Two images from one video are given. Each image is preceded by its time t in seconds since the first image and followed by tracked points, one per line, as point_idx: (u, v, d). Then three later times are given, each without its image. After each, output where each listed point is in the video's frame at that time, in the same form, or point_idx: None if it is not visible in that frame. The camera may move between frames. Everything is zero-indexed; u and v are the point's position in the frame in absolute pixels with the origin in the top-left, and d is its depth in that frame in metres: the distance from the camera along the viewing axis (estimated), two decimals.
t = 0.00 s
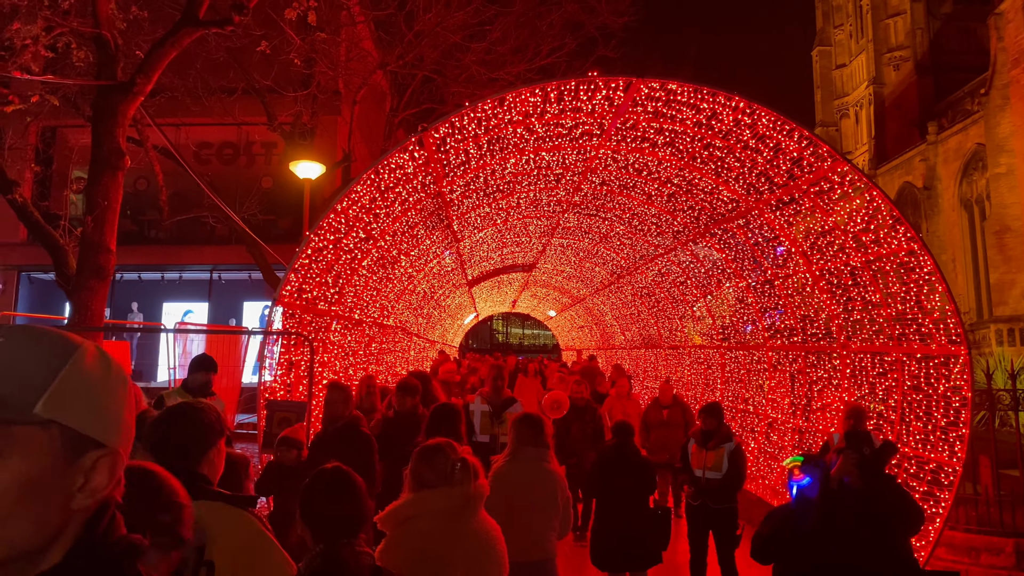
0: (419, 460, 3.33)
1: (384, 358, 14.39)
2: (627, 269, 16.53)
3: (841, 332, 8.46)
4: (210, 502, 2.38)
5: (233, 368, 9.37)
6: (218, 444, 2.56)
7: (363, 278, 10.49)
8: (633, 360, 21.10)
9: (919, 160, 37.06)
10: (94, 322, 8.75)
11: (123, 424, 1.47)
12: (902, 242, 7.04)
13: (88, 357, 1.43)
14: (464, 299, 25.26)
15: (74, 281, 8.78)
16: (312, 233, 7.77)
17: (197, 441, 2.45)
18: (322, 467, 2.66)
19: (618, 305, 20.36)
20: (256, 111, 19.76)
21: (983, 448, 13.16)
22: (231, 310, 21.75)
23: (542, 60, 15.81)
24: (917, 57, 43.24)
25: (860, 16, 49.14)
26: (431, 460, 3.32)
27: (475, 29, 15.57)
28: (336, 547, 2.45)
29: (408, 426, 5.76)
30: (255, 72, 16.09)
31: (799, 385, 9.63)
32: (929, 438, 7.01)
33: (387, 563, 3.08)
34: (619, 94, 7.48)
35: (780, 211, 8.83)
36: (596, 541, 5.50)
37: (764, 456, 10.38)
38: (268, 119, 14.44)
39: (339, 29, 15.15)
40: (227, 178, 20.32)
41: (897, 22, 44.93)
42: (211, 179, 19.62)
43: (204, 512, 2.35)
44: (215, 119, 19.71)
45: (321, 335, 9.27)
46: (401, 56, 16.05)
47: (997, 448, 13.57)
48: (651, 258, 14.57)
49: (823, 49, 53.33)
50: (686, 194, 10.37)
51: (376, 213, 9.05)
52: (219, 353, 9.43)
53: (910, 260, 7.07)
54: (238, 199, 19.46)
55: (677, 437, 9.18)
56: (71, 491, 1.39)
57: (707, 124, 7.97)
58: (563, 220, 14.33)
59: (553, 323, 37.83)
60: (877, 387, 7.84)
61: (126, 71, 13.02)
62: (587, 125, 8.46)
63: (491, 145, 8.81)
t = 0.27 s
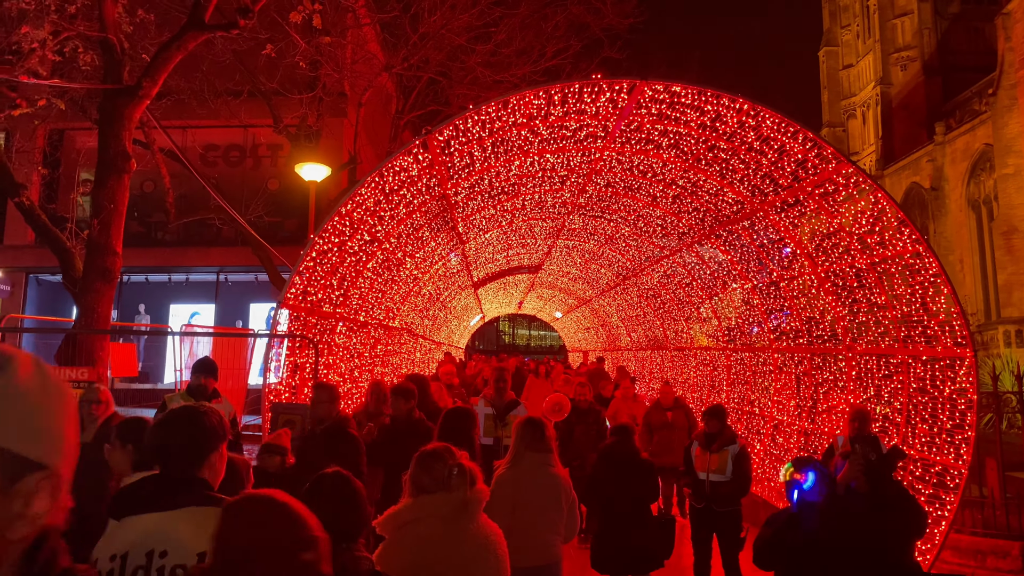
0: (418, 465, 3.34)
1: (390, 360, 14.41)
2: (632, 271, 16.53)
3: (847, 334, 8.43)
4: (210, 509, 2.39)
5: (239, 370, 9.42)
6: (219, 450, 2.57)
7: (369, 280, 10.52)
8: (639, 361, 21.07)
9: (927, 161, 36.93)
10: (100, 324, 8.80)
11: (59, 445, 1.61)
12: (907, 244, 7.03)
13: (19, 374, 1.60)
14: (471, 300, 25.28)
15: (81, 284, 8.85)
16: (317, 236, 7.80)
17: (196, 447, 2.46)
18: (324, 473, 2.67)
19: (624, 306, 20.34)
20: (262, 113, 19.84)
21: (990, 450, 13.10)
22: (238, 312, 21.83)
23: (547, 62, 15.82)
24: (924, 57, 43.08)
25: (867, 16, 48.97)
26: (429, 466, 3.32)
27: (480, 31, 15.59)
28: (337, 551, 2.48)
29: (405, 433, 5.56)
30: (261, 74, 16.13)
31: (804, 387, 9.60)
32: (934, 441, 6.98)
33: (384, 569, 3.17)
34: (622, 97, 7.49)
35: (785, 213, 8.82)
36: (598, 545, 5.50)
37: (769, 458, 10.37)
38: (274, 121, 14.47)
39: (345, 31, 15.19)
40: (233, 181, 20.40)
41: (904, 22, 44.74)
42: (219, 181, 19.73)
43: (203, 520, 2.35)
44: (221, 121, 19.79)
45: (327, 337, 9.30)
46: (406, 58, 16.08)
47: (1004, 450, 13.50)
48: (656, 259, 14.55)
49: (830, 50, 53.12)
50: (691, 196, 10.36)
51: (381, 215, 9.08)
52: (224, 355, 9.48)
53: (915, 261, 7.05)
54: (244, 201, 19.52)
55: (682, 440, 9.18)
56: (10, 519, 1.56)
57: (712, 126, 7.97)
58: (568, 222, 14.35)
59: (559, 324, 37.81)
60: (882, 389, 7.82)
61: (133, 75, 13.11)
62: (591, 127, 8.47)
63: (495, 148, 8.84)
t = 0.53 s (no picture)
0: (418, 467, 3.30)
1: (394, 361, 14.42)
2: (637, 272, 16.51)
3: (852, 336, 8.39)
4: (209, 515, 2.38)
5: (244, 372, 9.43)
6: (219, 453, 2.56)
7: (373, 281, 10.51)
8: (644, 363, 21.03)
9: (933, 162, 36.81)
10: (104, 326, 8.82)
11: None
12: (913, 245, 6.99)
13: None
14: (475, 301, 25.27)
15: (85, 285, 8.88)
16: (321, 238, 7.80)
17: (194, 452, 2.44)
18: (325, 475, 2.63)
19: (629, 307, 20.31)
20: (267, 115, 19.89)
21: (997, 453, 13.03)
22: (242, 313, 21.87)
23: (551, 63, 15.81)
24: (930, 58, 42.93)
25: (872, 17, 48.82)
26: (430, 468, 3.29)
27: (484, 32, 15.59)
28: (335, 556, 2.50)
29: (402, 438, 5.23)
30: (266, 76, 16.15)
31: (809, 389, 9.57)
32: (939, 443, 6.95)
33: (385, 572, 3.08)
34: (626, 98, 7.47)
35: (790, 215, 8.80)
36: (600, 548, 5.47)
37: (774, 460, 10.33)
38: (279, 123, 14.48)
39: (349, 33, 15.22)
40: (238, 182, 20.44)
41: (909, 23, 44.60)
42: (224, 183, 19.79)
43: (202, 527, 2.35)
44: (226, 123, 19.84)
45: (331, 339, 9.30)
46: (410, 59, 16.08)
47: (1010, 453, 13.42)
48: (661, 261, 14.53)
49: (835, 50, 52.95)
50: (695, 197, 10.32)
51: (385, 217, 9.08)
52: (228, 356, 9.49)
53: (921, 263, 7.02)
54: (249, 202, 19.56)
55: (686, 442, 9.16)
56: None
57: (716, 127, 7.94)
58: (572, 223, 14.32)
59: (563, 326, 37.78)
60: (887, 391, 7.78)
61: (138, 77, 13.15)
62: (595, 128, 8.46)
63: (499, 149, 8.83)
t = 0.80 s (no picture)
0: (420, 465, 3.32)
1: (398, 361, 14.41)
2: (641, 271, 16.48)
3: (857, 335, 8.35)
4: (208, 514, 2.36)
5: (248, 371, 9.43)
6: (221, 452, 2.55)
7: (377, 281, 10.50)
8: (648, 363, 20.98)
9: (938, 161, 36.71)
10: (108, 326, 8.83)
11: None
12: (919, 244, 6.94)
13: None
14: (479, 301, 25.25)
15: (89, 285, 8.91)
16: (324, 237, 7.78)
17: (195, 451, 2.42)
18: (329, 473, 2.61)
19: (633, 307, 20.27)
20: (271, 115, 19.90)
21: (1004, 453, 12.95)
22: (247, 313, 21.90)
23: (555, 62, 15.78)
24: (935, 57, 42.79)
25: (876, 16, 48.68)
26: (435, 463, 3.31)
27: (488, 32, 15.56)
28: (340, 555, 2.47)
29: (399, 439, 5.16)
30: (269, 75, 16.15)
31: (815, 388, 9.52)
32: (947, 443, 6.89)
33: (397, 574, 3.06)
34: (631, 96, 7.44)
35: (795, 213, 8.76)
36: (610, 548, 5.43)
37: (779, 460, 10.29)
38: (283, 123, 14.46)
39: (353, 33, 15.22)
40: (242, 182, 20.46)
41: (914, 22, 44.46)
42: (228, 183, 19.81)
43: (202, 525, 2.33)
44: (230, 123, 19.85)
45: (335, 338, 9.29)
46: (414, 59, 16.06)
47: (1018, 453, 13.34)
48: (665, 260, 14.49)
49: (839, 49, 52.79)
50: (700, 196, 10.28)
51: (389, 216, 9.06)
52: (232, 356, 9.50)
53: (927, 262, 6.97)
54: (252, 202, 19.58)
55: (690, 442, 9.12)
56: None
57: (721, 125, 7.91)
58: (576, 222, 14.30)
59: (567, 325, 37.73)
60: (894, 391, 7.73)
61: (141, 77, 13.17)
62: (600, 127, 8.43)
63: (503, 148, 8.80)
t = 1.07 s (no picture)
0: (423, 466, 3.28)
1: (401, 362, 14.40)
2: (643, 272, 16.47)
3: (861, 336, 8.33)
4: (208, 518, 2.35)
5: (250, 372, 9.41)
6: (223, 453, 2.53)
7: (379, 282, 10.49)
8: (651, 363, 20.96)
9: (940, 162, 36.66)
10: (110, 326, 8.83)
11: None
12: (922, 245, 6.91)
13: None
14: (481, 302, 25.23)
15: (91, 286, 8.92)
16: (326, 238, 7.77)
17: (196, 454, 2.40)
18: (332, 475, 2.59)
19: (636, 308, 20.24)
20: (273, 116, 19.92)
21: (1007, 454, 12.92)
22: (249, 313, 21.91)
23: (558, 63, 15.77)
24: (937, 57, 42.73)
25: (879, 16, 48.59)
26: (438, 463, 3.28)
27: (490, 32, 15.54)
28: (343, 558, 2.46)
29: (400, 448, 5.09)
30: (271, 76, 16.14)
31: (818, 389, 9.49)
32: (951, 444, 6.87)
33: None
34: (634, 97, 7.43)
35: (799, 214, 8.74)
36: (615, 549, 5.42)
37: (782, 461, 10.27)
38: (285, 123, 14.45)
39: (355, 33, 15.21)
40: (245, 183, 20.47)
41: (916, 22, 44.38)
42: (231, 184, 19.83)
43: (202, 528, 2.32)
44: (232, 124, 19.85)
45: (337, 339, 9.28)
46: (416, 59, 16.04)
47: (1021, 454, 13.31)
48: (668, 260, 14.48)
49: (842, 50, 52.70)
50: (703, 196, 10.26)
51: (391, 216, 9.04)
52: (233, 357, 9.48)
53: (931, 262, 6.95)
54: (255, 203, 19.59)
55: (693, 443, 9.10)
56: None
57: (724, 126, 7.89)
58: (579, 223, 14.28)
59: (570, 326, 37.71)
60: (897, 391, 7.71)
61: (144, 77, 13.19)
62: (602, 128, 8.41)
63: (506, 148, 8.79)
